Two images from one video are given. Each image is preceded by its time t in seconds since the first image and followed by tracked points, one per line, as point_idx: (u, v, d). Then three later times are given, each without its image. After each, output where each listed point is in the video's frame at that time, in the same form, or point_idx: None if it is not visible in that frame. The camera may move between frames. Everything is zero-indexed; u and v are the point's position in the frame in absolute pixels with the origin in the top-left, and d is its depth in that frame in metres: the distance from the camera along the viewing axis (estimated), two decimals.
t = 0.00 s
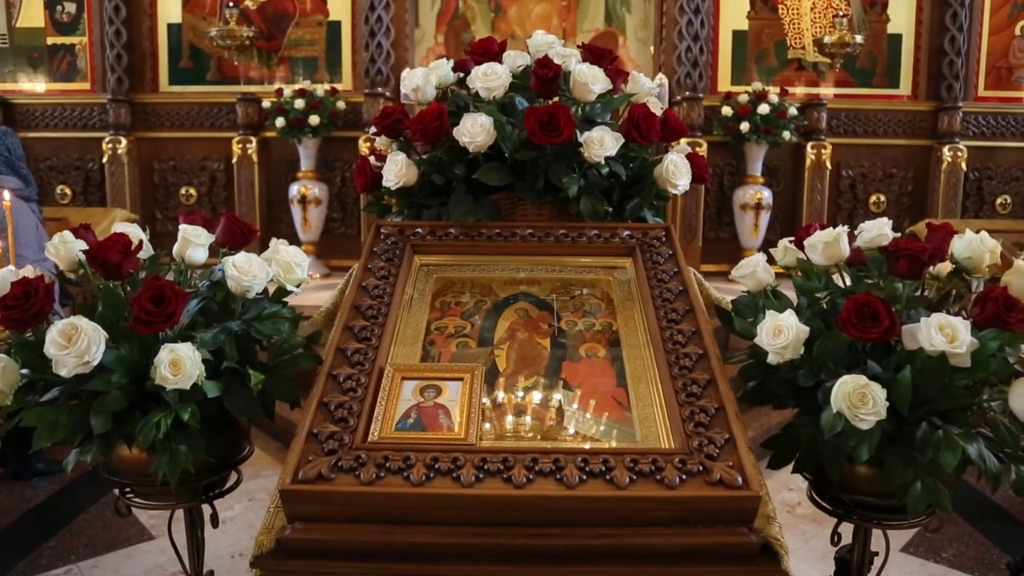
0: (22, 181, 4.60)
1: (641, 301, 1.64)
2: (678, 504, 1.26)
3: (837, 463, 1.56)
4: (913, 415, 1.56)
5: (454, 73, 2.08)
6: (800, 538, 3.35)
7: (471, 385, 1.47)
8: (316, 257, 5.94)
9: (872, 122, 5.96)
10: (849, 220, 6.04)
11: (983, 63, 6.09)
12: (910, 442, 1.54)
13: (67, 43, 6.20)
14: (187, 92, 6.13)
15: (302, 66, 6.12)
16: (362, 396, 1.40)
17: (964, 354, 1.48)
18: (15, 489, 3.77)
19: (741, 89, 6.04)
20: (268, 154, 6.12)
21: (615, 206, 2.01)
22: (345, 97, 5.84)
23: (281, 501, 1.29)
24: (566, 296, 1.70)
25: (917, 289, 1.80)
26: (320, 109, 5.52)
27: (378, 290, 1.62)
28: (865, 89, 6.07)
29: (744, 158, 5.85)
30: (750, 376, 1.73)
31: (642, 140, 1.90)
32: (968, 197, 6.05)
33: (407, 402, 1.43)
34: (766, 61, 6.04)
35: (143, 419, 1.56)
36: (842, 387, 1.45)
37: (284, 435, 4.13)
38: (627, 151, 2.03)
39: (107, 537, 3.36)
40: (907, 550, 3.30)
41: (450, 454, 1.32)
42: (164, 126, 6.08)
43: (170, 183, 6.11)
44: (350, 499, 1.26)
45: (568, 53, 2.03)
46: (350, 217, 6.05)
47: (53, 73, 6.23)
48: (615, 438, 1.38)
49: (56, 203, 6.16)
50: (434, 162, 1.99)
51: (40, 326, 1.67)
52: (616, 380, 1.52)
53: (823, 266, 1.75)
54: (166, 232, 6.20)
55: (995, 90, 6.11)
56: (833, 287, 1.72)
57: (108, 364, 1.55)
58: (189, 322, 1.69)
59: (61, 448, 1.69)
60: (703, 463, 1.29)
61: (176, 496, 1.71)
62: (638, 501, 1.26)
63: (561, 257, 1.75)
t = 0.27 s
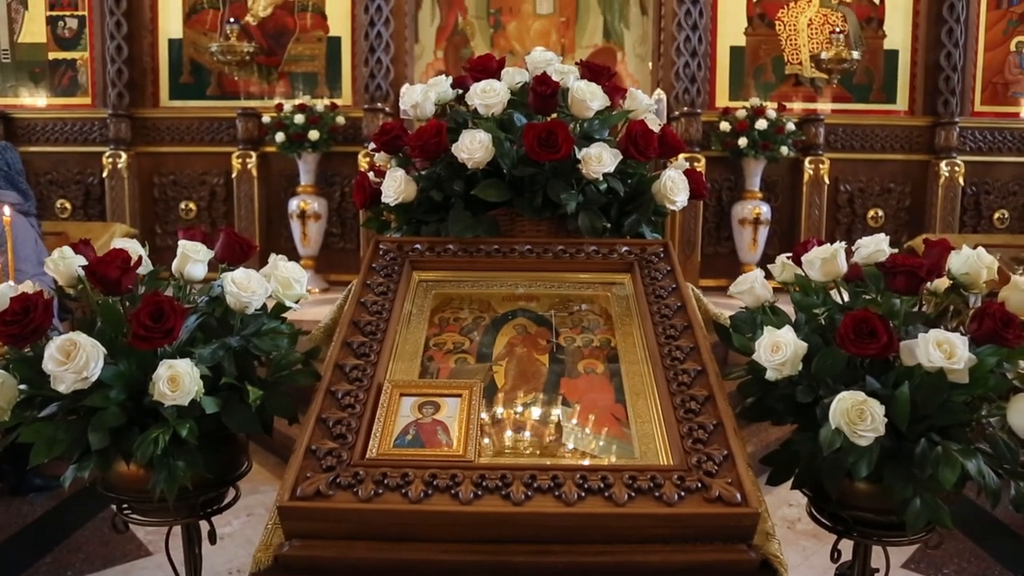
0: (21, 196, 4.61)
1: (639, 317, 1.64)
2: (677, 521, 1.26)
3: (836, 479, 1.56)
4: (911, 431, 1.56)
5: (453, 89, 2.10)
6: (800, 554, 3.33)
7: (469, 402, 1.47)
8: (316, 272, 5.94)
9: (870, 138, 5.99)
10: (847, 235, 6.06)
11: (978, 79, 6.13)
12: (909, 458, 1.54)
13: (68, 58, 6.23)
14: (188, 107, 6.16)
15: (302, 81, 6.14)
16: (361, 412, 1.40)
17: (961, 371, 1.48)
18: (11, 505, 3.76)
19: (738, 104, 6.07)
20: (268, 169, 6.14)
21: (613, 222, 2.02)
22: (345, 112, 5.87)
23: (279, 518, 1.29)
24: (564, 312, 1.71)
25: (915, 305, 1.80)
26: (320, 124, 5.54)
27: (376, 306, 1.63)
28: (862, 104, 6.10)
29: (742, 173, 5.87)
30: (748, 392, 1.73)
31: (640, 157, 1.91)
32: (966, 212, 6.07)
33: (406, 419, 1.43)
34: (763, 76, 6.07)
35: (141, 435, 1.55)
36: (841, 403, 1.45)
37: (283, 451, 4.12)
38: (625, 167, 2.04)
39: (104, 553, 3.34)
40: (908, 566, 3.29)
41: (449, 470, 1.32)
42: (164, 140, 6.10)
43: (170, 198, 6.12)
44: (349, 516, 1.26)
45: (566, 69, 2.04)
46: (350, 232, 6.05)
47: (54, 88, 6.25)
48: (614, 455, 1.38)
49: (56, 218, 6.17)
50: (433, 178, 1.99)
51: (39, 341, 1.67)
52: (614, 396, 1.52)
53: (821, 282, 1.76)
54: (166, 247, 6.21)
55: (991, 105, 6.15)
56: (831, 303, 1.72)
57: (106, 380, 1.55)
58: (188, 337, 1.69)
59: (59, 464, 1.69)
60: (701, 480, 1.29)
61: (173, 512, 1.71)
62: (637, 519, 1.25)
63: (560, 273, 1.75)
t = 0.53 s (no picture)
0: (21, 213, 4.62)
1: (637, 335, 1.65)
2: (675, 540, 1.25)
3: (835, 498, 1.55)
4: (910, 449, 1.56)
5: (451, 108, 2.11)
6: (800, 573, 3.32)
7: (467, 421, 1.47)
8: (315, 289, 5.94)
9: (867, 155, 6.02)
10: (845, 252, 6.07)
11: (974, 96, 6.17)
12: (909, 477, 1.54)
13: (69, 75, 6.26)
14: (188, 124, 6.19)
15: (302, 99, 6.17)
16: (359, 431, 1.40)
17: (960, 389, 1.48)
18: (7, 523, 3.74)
19: (736, 121, 6.10)
20: (268, 187, 6.15)
21: (612, 240, 2.03)
22: (345, 130, 5.90)
23: (277, 537, 1.29)
24: (563, 330, 1.71)
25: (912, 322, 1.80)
26: (319, 141, 5.56)
27: (375, 324, 1.63)
28: (859, 122, 6.14)
29: (740, 190, 5.89)
30: (747, 410, 1.73)
31: (638, 175, 1.92)
32: (963, 228, 6.09)
33: (404, 438, 1.42)
34: (761, 94, 6.10)
35: (139, 454, 1.55)
36: (839, 421, 1.45)
37: (281, 469, 4.11)
38: (623, 185, 2.05)
39: (100, 572, 3.32)
40: None
41: (447, 490, 1.32)
42: (164, 157, 6.12)
43: (170, 215, 6.13)
44: (346, 535, 1.25)
45: (564, 88, 2.06)
46: (348, 249, 6.06)
47: (55, 105, 6.28)
48: (612, 474, 1.38)
49: (56, 234, 6.17)
50: (431, 196, 2.00)
51: (37, 359, 1.67)
52: (613, 414, 1.52)
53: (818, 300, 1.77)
54: (165, 263, 6.21)
55: (987, 122, 6.18)
56: (828, 321, 1.73)
57: (105, 398, 1.55)
58: (186, 356, 1.69)
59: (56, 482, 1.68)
60: (700, 499, 1.29)
61: (170, 531, 1.70)
62: (635, 538, 1.25)
63: (559, 291, 1.76)
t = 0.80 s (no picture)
0: (21, 232, 4.63)
1: (635, 356, 1.65)
2: (674, 562, 1.25)
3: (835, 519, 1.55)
4: (909, 470, 1.56)
5: (450, 129, 2.12)
6: None
7: (466, 442, 1.47)
8: (313, 308, 5.93)
9: (864, 175, 6.05)
10: (843, 271, 6.07)
11: (970, 116, 6.21)
12: (908, 497, 1.54)
13: (71, 95, 6.29)
14: (188, 143, 6.21)
15: (302, 118, 6.19)
16: (357, 452, 1.40)
17: (958, 409, 1.48)
18: (3, 543, 3.71)
19: (734, 141, 6.13)
20: (267, 206, 6.17)
21: (610, 261, 2.04)
22: (344, 150, 5.92)
23: (274, 559, 1.28)
24: (561, 351, 1.71)
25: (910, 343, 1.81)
26: (319, 161, 5.58)
27: (373, 345, 1.63)
28: (856, 141, 6.17)
29: (738, 209, 5.90)
30: (746, 431, 1.72)
31: (636, 196, 1.94)
32: (961, 247, 6.10)
33: (402, 459, 1.42)
34: (758, 114, 6.13)
35: (136, 475, 1.55)
36: (837, 442, 1.45)
37: (279, 489, 4.08)
38: (621, 207, 2.06)
39: None
40: None
41: (445, 511, 1.32)
42: (164, 177, 6.15)
43: (169, 233, 6.15)
44: (344, 558, 1.25)
45: (562, 110, 2.06)
46: (347, 268, 6.07)
47: (56, 124, 6.30)
48: (610, 495, 1.38)
49: (55, 252, 6.17)
50: (430, 217, 2.01)
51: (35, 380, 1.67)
52: (612, 434, 1.52)
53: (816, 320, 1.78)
54: (164, 282, 6.21)
55: (983, 142, 6.22)
56: (826, 341, 1.73)
57: (102, 419, 1.55)
58: (184, 376, 1.69)
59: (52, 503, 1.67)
60: (699, 521, 1.28)
61: (167, 552, 1.69)
62: (634, 560, 1.25)
63: (557, 312, 1.76)
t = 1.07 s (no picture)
0: (21, 254, 4.63)
1: (633, 379, 1.65)
2: None
3: (835, 542, 1.54)
4: (907, 493, 1.56)
5: (449, 153, 2.14)
6: None
7: (464, 466, 1.47)
8: (312, 329, 5.93)
9: (860, 197, 6.08)
10: (841, 292, 6.08)
11: (966, 138, 6.25)
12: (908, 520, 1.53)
13: (72, 117, 6.33)
14: (188, 166, 6.24)
15: (301, 141, 6.22)
16: (355, 476, 1.40)
17: (956, 432, 1.48)
18: None
19: (731, 163, 6.16)
20: (267, 228, 6.18)
21: (608, 284, 2.05)
22: (343, 172, 5.96)
23: None
24: (559, 374, 1.72)
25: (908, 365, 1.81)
26: (318, 183, 5.60)
27: (372, 368, 1.63)
28: (853, 163, 6.21)
29: (735, 231, 5.92)
30: (744, 454, 1.72)
31: (633, 220, 1.95)
32: (958, 267, 6.12)
33: (400, 483, 1.42)
34: (755, 136, 6.17)
35: (133, 498, 1.54)
36: (836, 465, 1.45)
37: (276, 511, 4.06)
38: (619, 230, 2.07)
39: None
40: None
41: (443, 535, 1.31)
42: (164, 199, 6.17)
43: (168, 255, 6.16)
44: None
45: (560, 134, 2.08)
46: (346, 289, 6.08)
47: (57, 146, 6.33)
48: (608, 519, 1.38)
49: (54, 273, 6.17)
50: (429, 241, 2.02)
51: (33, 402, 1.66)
52: (610, 458, 1.52)
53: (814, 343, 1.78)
54: (162, 303, 6.21)
55: (979, 163, 6.25)
56: (824, 364, 1.74)
57: (100, 442, 1.54)
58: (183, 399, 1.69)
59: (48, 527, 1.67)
60: (697, 545, 1.28)
61: None
62: None
63: (555, 335, 1.77)
